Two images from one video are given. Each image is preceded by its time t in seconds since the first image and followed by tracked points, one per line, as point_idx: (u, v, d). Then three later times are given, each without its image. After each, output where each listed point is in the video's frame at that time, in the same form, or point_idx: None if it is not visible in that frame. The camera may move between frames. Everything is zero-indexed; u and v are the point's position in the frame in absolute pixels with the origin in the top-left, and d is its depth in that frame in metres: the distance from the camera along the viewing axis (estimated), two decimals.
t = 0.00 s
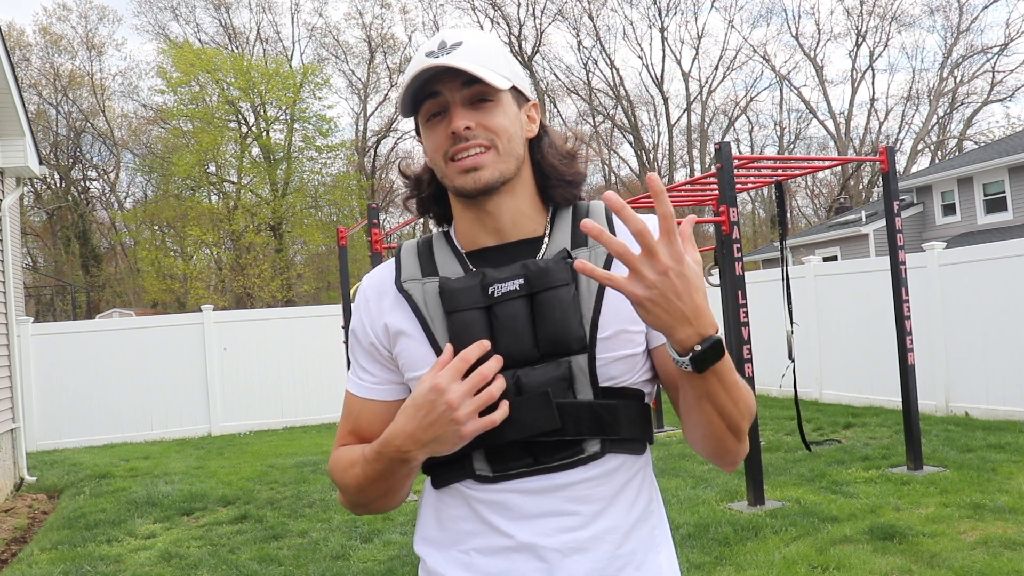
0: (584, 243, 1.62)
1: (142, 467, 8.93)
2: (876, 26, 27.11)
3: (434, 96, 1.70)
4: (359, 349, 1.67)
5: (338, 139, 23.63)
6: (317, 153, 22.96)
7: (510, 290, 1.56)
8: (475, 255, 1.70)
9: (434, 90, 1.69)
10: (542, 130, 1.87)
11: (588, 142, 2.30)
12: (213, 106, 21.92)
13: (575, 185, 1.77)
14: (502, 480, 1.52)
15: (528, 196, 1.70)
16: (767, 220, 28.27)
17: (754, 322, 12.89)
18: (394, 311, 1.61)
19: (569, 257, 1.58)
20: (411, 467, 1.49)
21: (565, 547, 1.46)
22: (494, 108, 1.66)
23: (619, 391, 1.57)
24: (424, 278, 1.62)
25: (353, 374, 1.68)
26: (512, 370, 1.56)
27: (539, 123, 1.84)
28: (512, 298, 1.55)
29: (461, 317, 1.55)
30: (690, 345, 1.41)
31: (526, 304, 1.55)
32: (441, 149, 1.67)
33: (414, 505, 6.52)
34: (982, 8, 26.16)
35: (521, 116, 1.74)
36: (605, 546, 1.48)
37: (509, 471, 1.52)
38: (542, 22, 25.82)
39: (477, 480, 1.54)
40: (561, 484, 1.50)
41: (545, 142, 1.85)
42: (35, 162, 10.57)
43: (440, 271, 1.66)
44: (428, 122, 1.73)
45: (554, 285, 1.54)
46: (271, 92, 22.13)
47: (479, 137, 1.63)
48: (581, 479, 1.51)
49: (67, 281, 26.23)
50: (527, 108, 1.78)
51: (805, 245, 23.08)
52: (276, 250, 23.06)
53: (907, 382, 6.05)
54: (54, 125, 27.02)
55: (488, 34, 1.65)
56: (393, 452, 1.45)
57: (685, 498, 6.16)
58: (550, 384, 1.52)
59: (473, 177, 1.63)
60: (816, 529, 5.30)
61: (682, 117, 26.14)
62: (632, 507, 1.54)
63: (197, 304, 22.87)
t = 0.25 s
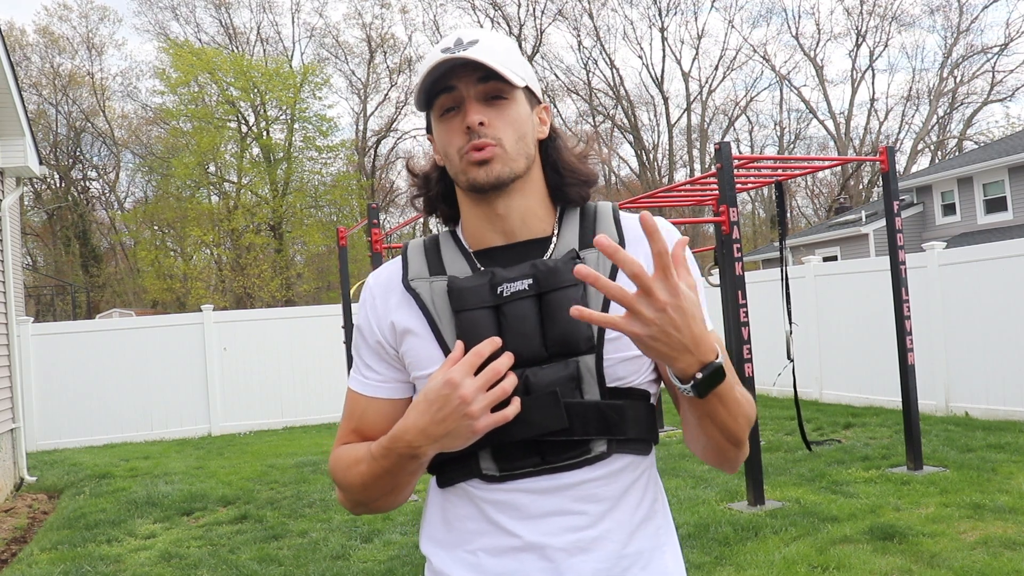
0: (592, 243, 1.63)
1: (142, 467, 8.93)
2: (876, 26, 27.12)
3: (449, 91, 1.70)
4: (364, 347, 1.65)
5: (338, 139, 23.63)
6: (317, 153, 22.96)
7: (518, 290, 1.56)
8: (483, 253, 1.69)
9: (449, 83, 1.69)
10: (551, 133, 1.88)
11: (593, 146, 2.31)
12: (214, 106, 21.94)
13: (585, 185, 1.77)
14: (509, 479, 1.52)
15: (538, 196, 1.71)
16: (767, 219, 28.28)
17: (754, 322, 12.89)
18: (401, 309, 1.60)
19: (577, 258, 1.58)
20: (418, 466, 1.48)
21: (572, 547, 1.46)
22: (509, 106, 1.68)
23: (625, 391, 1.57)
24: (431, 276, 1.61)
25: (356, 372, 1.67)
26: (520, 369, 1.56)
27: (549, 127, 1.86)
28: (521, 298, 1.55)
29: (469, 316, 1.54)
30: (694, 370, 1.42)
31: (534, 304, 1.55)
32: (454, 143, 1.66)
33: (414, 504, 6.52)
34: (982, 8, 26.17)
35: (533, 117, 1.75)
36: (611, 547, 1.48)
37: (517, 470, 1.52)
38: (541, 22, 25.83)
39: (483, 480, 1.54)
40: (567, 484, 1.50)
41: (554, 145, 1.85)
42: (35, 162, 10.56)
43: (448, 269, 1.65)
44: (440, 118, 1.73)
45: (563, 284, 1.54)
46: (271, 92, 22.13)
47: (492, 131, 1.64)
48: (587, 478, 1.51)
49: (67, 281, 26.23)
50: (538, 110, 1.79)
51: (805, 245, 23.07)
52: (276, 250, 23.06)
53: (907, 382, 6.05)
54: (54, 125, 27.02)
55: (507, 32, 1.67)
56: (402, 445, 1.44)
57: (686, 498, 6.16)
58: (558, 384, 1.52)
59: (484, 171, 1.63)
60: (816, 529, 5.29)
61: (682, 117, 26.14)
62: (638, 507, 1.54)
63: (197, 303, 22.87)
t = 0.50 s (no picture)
0: (597, 244, 1.63)
1: (142, 467, 8.93)
2: (876, 26, 27.13)
3: (462, 88, 1.70)
4: (369, 345, 1.64)
5: (338, 140, 23.64)
6: (317, 153, 22.97)
7: (524, 289, 1.56)
8: (488, 253, 1.69)
9: (464, 80, 1.68)
10: (558, 136, 1.89)
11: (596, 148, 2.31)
12: (213, 106, 21.97)
13: (592, 188, 1.77)
14: (513, 479, 1.52)
15: (544, 197, 1.71)
16: (767, 220, 28.28)
17: (754, 322, 12.89)
18: (406, 308, 1.60)
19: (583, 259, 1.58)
20: (426, 462, 1.47)
21: (577, 546, 1.46)
22: (523, 107, 1.68)
23: (629, 392, 1.57)
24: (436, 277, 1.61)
25: (360, 371, 1.66)
26: (524, 369, 1.55)
27: (556, 129, 1.86)
28: (526, 298, 1.55)
29: (475, 315, 1.54)
30: (725, 403, 1.47)
31: (539, 304, 1.55)
32: (466, 141, 1.66)
33: (414, 505, 6.52)
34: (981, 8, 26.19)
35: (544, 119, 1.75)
36: (615, 546, 1.48)
37: (520, 470, 1.52)
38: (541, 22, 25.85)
39: (487, 478, 1.54)
40: (571, 483, 1.50)
41: (561, 148, 1.86)
42: (35, 162, 10.56)
43: (452, 268, 1.65)
44: (452, 114, 1.72)
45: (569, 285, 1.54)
46: (271, 91, 22.13)
47: (506, 133, 1.64)
48: (590, 478, 1.51)
49: (67, 281, 26.22)
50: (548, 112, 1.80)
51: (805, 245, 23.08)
52: (276, 250, 23.05)
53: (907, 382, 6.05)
54: (54, 125, 27.02)
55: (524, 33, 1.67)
56: (412, 441, 1.44)
57: (686, 498, 6.16)
58: (563, 383, 1.52)
59: (496, 172, 1.63)
60: (816, 529, 5.29)
61: (682, 117, 26.14)
62: (640, 507, 1.54)
63: (197, 303, 22.87)
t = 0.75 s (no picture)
0: (602, 245, 1.63)
1: (142, 467, 8.93)
2: (876, 26, 27.13)
3: (480, 84, 1.69)
4: (372, 341, 1.63)
5: (338, 140, 23.63)
6: (317, 153, 22.97)
7: (529, 289, 1.56)
8: (494, 252, 1.69)
9: (483, 77, 1.68)
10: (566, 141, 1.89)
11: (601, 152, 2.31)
12: (213, 106, 21.99)
13: (598, 190, 1.77)
14: (515, 477, 1.52)
15: (552, 198, 1.71)
16: (767, 220, 28.28)
17: (754, 322, 12.89)
18: (411, 306, 1.59)
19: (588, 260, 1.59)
20: (430, 460, 1.47)
21: (577, 546, 1.46)
22: (538, 108, 1.68)
23: (632, 392, 1.57)
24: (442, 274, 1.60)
25: (364, 366, 1.65)
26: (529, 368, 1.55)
27: (567, 133, 1.86)
28: (532, 298, 1.55)
29: (481, 314, 1.54)
30: (722, 407, 1.49)
31: (544, 304, 1.54)
32: (479, 138, 1.66)
33: (414, 504, 6.52)
34: (981, 9, 26.20)
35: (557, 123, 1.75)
36: (615, 545, 1.48)
37: (523, 468, 1.51)
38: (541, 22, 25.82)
39: (490, 476, 1.53)
40: (574, 483, 1.50)
41: (569, 150, 1.86)
42: (35, 162, 10.55)
43: (457, 267, 1.64)
44: (465, 110, 1.71)
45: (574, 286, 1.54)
46: (271, 91, 22.13)
47: (521, 131, 1.64)
48: (593, 478, 1.51)
49: (67, 281, 26.22)
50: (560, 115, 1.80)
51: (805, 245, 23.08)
52: (276, 250, 23.05)
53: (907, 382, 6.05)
54: (54, 124, 27.01)
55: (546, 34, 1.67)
56: (417, 437, 1.44)
57: (686, 498, 6.16)
58: (567, 383, 1.52)
59: (508, 169, 1.63)
60: (816, 529, 5.29)
61: (682, 117, 26.14)
62: (642, 507, 1.54)
63: (197, 303, 22.88)
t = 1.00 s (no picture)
0: (604, 245, 1.63)
1: (142, 467, 8.93)
2: (876, 26, 27.12)
3: (494, 85, 1.67)
4: (374, 341, 1.63)
5: (338, 139, 23.63)
6: (317, 152, 22.97)
7: (532, 289, 1.56)
8: (496, 252, 1.69)
9: (498, 78, 1.66)
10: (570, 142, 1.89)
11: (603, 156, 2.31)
12: (213, 106, 21.98)
13: (601, 192, 1.77)
14: (517, 476, 1.52)
15: (556, 201, 1.71)
16: (767, 220, 28.27)
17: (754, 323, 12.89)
18: (413, 305, 1.59)
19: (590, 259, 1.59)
20: (431, 457, 1.47)
21: (579, 544, 1.46)
22: (550, 113, 1.67)
23: (633, 392, 1.57)
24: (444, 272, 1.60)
25: (365, 365, 1.64)
26: (531, 367, 1.55)
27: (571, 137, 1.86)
28: (534, 298, 1.55)
29: (483, 314, 1.54)
30: (749, 362, 1.44)
31: (546, 303, 1.55)
32: (490, 137, 1.64)
33: (414, 504, 6.52)
34: (982, 9, 26.21)
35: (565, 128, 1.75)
36: (617, 543, 1.48)
37: (524, 468, 1.51)
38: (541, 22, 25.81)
39: (492, 476, 1.53)
40: (574, 482, 1.50)
41: (572, 152, 1.86)
42: (35, 162, 10.55)
43: (459, 266, 1.64)
44: (476, 108, 1.69)
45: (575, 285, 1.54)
46: (271, 91, 22.12)
47: (532, 135, 1.63)
48: (593, 477, 1.51)
49: (67, 281, 26.22)
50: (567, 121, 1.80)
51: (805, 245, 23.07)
52: (275, 250, 23.04)
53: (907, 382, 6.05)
54: (54, 124, 27.02)
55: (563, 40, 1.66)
56: (421, 435, 1.43)
57: (686, 498, 6.16)
58: (569, 382, 1.52)
59: (517, 172, 1.62)
60: (816, 529, 5.29)
61: (683, 117, 26.13)
62: (642, 505, 1.54)
63: (197, 303, 22.87)
